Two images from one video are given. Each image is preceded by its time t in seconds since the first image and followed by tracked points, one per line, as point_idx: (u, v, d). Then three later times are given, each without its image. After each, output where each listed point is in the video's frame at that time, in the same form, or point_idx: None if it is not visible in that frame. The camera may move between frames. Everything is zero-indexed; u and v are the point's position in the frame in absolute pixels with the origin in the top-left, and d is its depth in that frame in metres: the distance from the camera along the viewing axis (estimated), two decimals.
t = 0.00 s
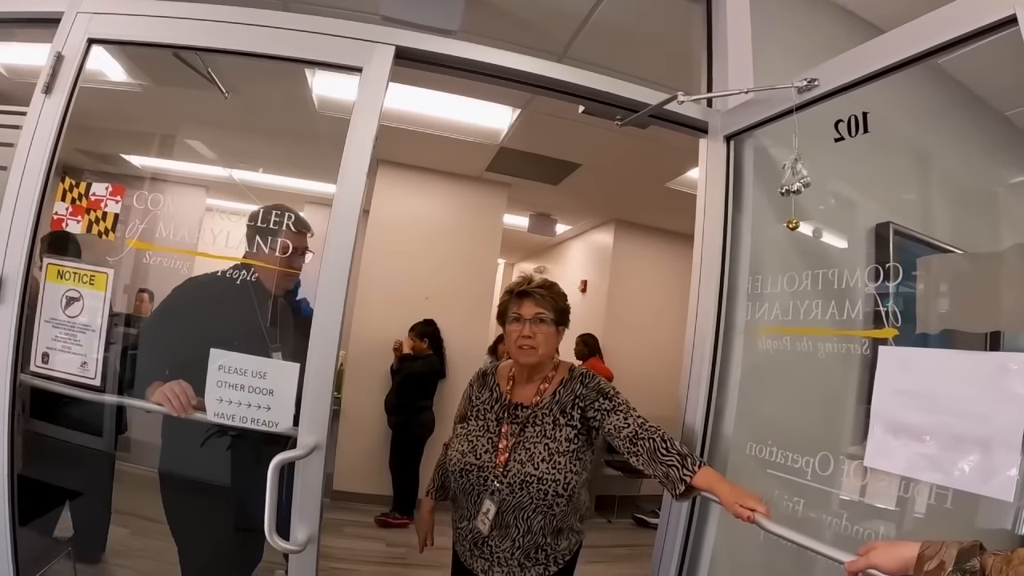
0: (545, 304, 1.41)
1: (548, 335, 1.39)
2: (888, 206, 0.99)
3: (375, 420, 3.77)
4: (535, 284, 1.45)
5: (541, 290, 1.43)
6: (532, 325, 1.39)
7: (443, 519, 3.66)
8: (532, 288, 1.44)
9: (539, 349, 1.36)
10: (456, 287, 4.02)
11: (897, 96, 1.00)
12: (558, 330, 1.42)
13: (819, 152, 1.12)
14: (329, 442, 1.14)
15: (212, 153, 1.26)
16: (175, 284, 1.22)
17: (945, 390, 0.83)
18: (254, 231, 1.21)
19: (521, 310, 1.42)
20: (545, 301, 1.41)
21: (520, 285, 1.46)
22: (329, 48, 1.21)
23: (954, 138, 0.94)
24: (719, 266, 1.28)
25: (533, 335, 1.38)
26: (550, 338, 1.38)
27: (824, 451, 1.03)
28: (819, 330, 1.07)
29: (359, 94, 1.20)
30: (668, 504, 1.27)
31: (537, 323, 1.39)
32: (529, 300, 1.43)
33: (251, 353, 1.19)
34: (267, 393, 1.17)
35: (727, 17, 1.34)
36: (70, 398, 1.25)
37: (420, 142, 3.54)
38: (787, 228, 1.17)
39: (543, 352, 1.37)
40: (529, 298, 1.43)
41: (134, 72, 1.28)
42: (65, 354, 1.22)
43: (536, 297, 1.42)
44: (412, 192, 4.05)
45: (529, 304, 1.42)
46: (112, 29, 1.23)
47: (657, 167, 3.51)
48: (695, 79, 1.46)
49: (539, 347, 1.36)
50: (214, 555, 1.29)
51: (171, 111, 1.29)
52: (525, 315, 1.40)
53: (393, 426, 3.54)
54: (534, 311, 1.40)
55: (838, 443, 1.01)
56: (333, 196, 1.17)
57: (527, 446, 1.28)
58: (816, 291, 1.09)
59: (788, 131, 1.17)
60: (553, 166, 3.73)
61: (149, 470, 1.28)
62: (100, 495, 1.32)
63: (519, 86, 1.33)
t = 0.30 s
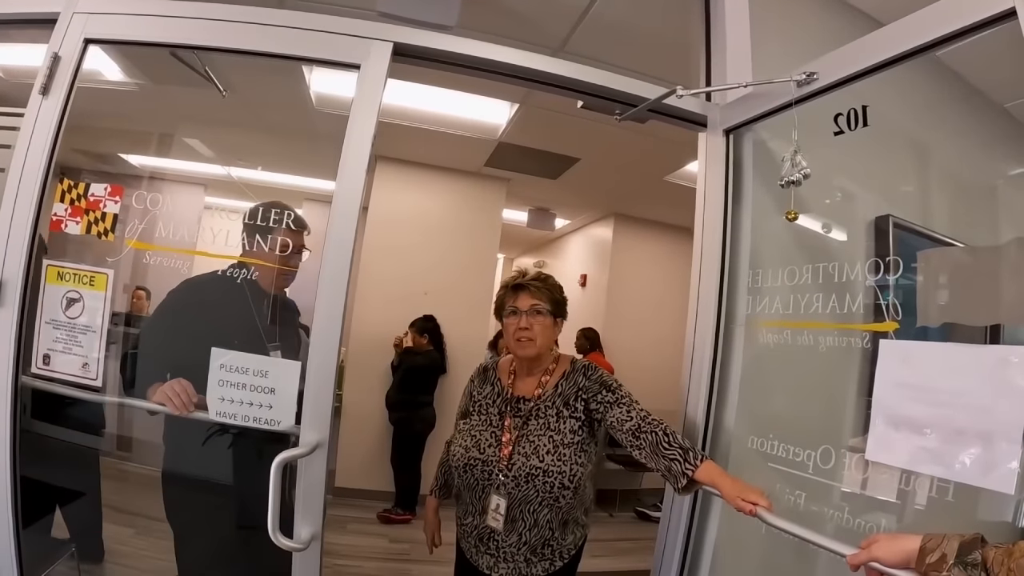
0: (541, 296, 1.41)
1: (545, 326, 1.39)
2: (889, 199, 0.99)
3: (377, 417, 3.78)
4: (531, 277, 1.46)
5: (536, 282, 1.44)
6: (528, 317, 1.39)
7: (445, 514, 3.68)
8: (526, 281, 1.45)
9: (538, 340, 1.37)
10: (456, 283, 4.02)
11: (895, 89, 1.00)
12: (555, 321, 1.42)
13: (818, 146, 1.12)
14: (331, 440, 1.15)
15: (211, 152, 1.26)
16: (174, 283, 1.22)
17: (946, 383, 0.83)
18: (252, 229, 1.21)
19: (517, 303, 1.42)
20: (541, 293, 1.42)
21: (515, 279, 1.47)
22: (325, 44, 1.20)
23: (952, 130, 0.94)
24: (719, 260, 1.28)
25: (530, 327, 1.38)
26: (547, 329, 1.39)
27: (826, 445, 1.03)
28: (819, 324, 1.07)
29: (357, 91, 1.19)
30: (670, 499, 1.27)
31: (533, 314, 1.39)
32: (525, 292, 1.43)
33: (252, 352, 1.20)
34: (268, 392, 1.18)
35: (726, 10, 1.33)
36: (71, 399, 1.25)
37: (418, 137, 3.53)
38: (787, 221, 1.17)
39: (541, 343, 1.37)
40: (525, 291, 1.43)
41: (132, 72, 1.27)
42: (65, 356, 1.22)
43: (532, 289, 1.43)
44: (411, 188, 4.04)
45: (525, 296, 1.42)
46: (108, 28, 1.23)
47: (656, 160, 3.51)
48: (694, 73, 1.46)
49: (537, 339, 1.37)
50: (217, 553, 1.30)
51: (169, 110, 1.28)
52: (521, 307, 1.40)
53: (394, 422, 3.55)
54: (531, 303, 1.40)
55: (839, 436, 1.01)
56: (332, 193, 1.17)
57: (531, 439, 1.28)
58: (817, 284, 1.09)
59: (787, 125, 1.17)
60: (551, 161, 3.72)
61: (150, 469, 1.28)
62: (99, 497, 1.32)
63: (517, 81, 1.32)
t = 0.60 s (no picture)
0: (545, 289, 1.41)
1: (549, 320, 1.39)
2: (889, 194, 0.99)
3: (378, 413, 3.79)
4: (535, 271, 1.46)
5: (540, 276, 1.44)
6: (533, 311, 1.39)
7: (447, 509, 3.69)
8: (530, 275, 1.45)
9: (542, 334, 1.37)
10: (456, 279, 4.02)
11: (895, 83, 1.00)
12: (559, 315, 1.43)
13: (817, 141, 1.11)
14: (333, 437, 1.15)
15: (209, 150, 1.26)
16: (174, 282, 1.22)
17: (945, 378, 0.83)
18: (251, 227, 1.21)
19: (522, 297, 1.42)
20: (545, 286, 1.42)
21: (519, 273, 1.46)
22: (323, 42, 1.19)
23: (951, 124, 0.93)
24: (718, 255, 1.28)
25: (535, 321, 1.38)
26: (551, 323, 1.39)
27: (825, 439, 1.04)
28: (818, 318, 1.07)
29: (355, 88, 1.19)
30: (671, 493, 1.28)
31: (538, 308, 1.40)
32: (529, 286, 1.43)
33: (254, 351, 1.20)
34: (268, 390, 1.18)
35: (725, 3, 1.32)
36: (73, 400, 1.26)
37: (417, 133, 3.52)
38: (786, 215, 1.17)
39: (545, 337, 1.37)
40: (529, 285, 1.43)
41: (129, 72, 1.27)
42: (66, 357, 1.23)
43: (536, 283, 1.43)
44: (410, 183, 4.03)
45: (529, 290, 1.42)
46: (104, 28, 1.22)
47: (655, 154, 3.50)
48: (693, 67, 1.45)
49: (542, 333, 1.37)
50: (221, 551, 1.31)
51: (166, 109, 1.28)
52: (526, 301, 1.41)
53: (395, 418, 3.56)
54: (535, 297, 1.41)
55: (839, 430, 1.02)
56: (331, 189, 1.17)
57: (537, 431, 1.29)
58: (816, 279, 1.09)
59: (785, 120, 1.16)
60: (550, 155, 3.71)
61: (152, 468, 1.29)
62: (103, 496, 1.33)
63: (515, 77, 1.32)
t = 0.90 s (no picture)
0: (558, 285, 1.41)
1: (561, 316, 1.39)
2: (890, 188, 0.99)
3: (380, 409, 3.80)
4: (547, 265, 1.46)
5: (553, 271, 1.43)
6: (544, 306, 1.39)
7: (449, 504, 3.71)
8: (542, 269, 1.45)
9: (552, 329, 1.37)
10: (457, 274, 4.02)
11: (898, 75, 0.99)
12: (570, 311, 1.43)
13: (819, 134, 1.10)
14: (334, 435, 1.15)
15: (207, 147, 1.25)
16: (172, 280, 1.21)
17: (949, 373, 0.83)
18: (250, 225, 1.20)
19: (533, 291, 1.42)
20: (557, 282, 1.42)
21: (531, 267, 1.47)
22: (320, 37, 1.18)
23: (953, 116, 0.93)
24: (720, 249, 1.27)
25: (547, 316, 1.38)
26: (562, 319, 1.39)
27: (829, 435, 1.04)
28: (820, 313, 1.06)
29: (352, 84, 1.18)
30: (674, 489, 1.28)
31: (549, 304, 1.40)
32: (541, 281, 1.43)
33: (256, 348, 1.19)
34: (269, 389, 1.18)
35: None
36: (73, 400, 1.26)
37: (416, 128, 3.50)
38: (787, 209, 1.16)
39: (556, 332, 1.38)
40: (541, 279, 1.43)
41: (125, 70, 1.25)
42: (66, 358, 1.23)
43: (548, 278, 1.43)
44: (411, 178, 4.02)
45: (541, 284, 1.42)
46: (100, 26, 1.21)
47: (655, 148, 3.48)
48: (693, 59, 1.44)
49: (553, 328, 1.37)
50: (224, 548, 1.31)
51: (164, 107, 1.27)
52: (538, 296, 1.41)
53: (396, 414, 3.56)
54: (547, 292, 1.41)
55: (841, 424, 1.02)
56: (330, 185, 1.16)
57: (545, 425, 1.28)
58: (819, 274, 1.08)
59: (788, 113, 1.15)
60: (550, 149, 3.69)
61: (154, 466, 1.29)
62: (106, 494, 1.33)
63: (514, 71, 1.30)
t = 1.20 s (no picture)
0: (565, 276, 1.41)
1: (567, 307, 1.39)
2: (892, 178, 0.98)
3: (381, 404, 3.81)
4: (555, 257, 1.45)
5: (560, 263, 1.43)
6: (552, 297, 1.40)
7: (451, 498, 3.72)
8: (551, 261, 1.44)
9: (560, 319, 1.38)
10: (458, 269, 4.02)
11: (901, 65, 0.98)
12: (576, 303, 1.43)
13: (821, 125, 1.10)
14: (336, 432, 1.15)
15: (206, 144, 1.24)
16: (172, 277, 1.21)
17: (952, 363, 0.83)
18: (248, 221, 1.20)
19: (541, 282, 1.42)
20: (565, 274, 1.42)
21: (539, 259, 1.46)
22: (318, 32, 1.17)
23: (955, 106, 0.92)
24: (722, 241, 1.26)
25: (553, 307, 1.39)
26: (569, 311, 1.40)
27: (832, 426, 1.04)
28: (823, 304, 1.06)
29: (351, 79, 1.17)
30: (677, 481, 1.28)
31: (557, 295, 1.40)
32: (549, 272, 1.43)
33: (258, 345, 1.19)
34: (271, 385, 1.18)
35: None
36: (74, 399, 1.26)
37: (415, 123, 3.48)
38: (789, 200, 1.16)
39: (563, 323, 1.38)
40: (550, 271, 1.43)
41: (123, 67, 1.25)
42: (67, 356, 1.23)
43: (557, 269, 1.42)
44: (411, 173, 4.01)
45: (549, 275, 1.42)
46: (97, 23, 1.20)
47: (655, 141, 3.47)
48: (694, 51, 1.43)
49: (559, 318, 1.37)
50: (229, 544, 1.32)
51: (161, 103, 1.26)
52: (546, 286, 1.40)
53: (398, 409, 3.57)
54: (555, 283, 1.41)
55: (843, 416, 1.02)
56: (329, 181, 1.15)
57: (550, 418, 1.29)
58: (821, 265, 1.08)
59: (788, 104, 1.15)
60: (549, 143, 3.68)
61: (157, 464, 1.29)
62: (109, 492, 1.34)
63: (514, 64, 1.29)
